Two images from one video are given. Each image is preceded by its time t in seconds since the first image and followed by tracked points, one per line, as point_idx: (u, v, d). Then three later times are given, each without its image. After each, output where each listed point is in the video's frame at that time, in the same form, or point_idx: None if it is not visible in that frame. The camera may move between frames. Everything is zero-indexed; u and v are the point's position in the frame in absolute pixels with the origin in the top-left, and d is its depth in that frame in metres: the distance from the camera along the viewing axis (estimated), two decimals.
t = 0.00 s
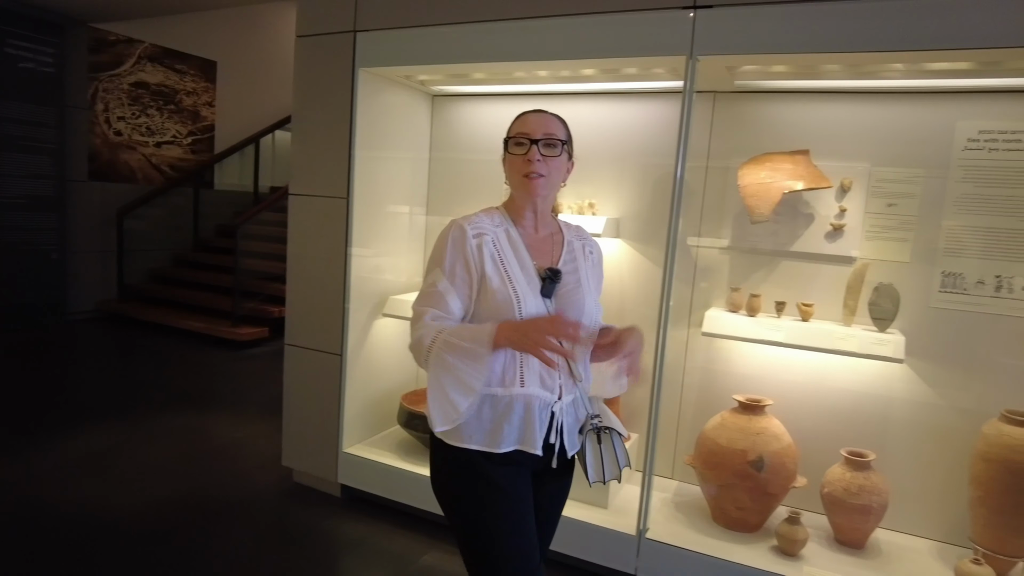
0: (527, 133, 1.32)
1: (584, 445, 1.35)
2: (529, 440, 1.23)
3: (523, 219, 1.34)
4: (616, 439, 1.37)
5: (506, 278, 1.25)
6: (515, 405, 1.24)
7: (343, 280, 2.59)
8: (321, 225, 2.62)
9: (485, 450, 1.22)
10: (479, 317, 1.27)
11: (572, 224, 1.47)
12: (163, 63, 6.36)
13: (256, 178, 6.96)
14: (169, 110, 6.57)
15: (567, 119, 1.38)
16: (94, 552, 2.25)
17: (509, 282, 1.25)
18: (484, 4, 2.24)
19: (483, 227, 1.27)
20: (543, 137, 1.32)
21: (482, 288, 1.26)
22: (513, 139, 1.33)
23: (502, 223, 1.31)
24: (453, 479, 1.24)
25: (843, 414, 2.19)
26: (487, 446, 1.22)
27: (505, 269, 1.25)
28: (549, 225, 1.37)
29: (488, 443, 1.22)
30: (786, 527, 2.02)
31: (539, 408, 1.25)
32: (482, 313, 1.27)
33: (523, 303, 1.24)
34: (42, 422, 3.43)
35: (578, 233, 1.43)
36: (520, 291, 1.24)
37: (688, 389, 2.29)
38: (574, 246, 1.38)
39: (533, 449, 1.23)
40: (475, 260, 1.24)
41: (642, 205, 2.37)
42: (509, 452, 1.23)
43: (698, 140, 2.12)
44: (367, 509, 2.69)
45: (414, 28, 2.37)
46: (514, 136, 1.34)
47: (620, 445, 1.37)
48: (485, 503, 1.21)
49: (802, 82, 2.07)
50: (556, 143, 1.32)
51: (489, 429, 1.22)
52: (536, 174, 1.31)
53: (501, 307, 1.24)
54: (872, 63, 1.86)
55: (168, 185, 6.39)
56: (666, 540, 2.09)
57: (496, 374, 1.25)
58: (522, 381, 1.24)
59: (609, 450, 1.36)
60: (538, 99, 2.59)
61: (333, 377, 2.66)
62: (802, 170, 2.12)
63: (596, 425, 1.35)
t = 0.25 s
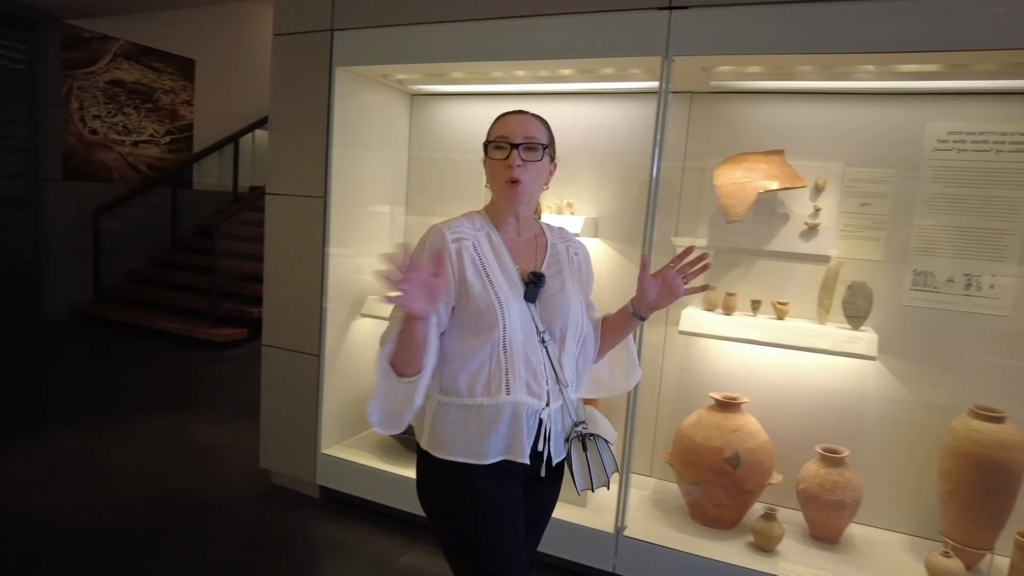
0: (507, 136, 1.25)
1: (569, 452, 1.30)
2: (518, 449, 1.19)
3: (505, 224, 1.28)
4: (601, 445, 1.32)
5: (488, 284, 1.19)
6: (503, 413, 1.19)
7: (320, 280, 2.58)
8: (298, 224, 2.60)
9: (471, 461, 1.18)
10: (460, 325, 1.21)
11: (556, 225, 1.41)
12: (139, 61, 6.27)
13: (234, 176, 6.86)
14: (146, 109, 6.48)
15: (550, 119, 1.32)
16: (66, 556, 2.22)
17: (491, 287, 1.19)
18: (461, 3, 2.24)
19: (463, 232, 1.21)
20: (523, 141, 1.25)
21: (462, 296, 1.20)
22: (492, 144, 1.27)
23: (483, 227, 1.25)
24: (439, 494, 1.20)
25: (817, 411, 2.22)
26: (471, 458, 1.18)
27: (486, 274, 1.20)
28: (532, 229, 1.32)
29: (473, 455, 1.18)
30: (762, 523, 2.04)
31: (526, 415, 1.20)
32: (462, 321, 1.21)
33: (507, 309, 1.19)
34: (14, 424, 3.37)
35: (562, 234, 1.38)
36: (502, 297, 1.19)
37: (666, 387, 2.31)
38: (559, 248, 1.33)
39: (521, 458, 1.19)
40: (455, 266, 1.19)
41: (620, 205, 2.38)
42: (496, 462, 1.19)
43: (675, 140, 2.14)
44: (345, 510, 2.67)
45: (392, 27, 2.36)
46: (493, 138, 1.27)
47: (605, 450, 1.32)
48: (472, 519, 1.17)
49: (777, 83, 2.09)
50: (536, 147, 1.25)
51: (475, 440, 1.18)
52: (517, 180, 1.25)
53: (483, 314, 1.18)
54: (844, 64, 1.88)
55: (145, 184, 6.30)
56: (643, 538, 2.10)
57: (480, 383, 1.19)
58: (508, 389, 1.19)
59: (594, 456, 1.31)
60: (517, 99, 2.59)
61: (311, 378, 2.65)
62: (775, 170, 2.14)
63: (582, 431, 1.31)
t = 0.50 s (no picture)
0: (493, 143, 1.24)
1: (564, 463, 1.30)
2: (512, 459, 1.18)
3: (493, 228, 1.27)
4: (594, 453, 1.31)
5: (478, 289, 1.18)
6: (496, 422, 1.17)
7: (298, 280, 2.56)
8: (276, 224, 2.58)
9: (466, 473, 1.17)
10: (450, 332, 1.20)
11: (545, 230, 1.41)
12: (115, 58, 6.18)
13: (214, 177, 6.90)
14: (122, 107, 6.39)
15: (537, 125, 1.31)
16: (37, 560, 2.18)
17: (481, 292, 1.18)
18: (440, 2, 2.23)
19: (450, 237, 1.21)
20: (510, 149, 1.24)
21: (452, 301, 1.19)
22: (477, 151, 1.25)
23: (471, 232, 1.24)
24: (431, 509, 1.19)
25: (792, 408, 2.25)
26: (465, 470, 1.17)
27: (475, 279, 1.19)
28: (521, 233, 1.31)
29: (466, 466, 1.17)
30: (739, 520, 2.06)
31: (520, 423, 1.18)
32: (452, 327, 1.20)
33: (498, 315, 1.18)
34: None
35: (552, 240, 1.38)
36: (493, 301, 1.18)
37: (644, 385, 2.33)
38: (548, 253, 1.32)
39: (517, 467, 1.17)
40: (443, 271, 1.18)
41: (598, 204, 2.39)
42: (490, 473, 1.18)
43: (652, 141, 2.16)
44: (324, 512, 2.65)
45: (370, 26, 2.35)
46: (480, 146, 1.26)
47: (598, 459, 1.32)
48: (465, 534, 1.16)
49: (753, 84, 2.11)
50: (523, 154, 1.24)
51: (468, 450, 1.17)
52: (505, 188, 1.24)
53: (474, 320, 1.17)
54: (819, 65, 1.91)
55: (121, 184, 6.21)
56: (622, 536, 2.11)
57: (472, 391, 1.18)
58: (502, 397, 1.17)
59: (588, 466, 1.31)
60: (496, 98, 2.59)
61: (289, 378, 2.63)
62: (752, 169, 2.16)
63: (575, 440, 1.30)
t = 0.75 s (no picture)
0: (484, 137, 1.24)
1: (567, 467, 1.31)
2: (513, 466, 1.18)
3: (487, 226, 1.28)
4: (598, 455, 1.35)
5: (477, 289, 1.18)
6: (497, 428, 1.17)
7: (270, 281, 2.53)
8: (247, 225, 2.55)
9: (466, 482, 1.17)
10: (448, 334, 1.19)
11: (536, 229, 1.41)
12: (81, 54, 6.04)
13: (185, 177, 6.76)
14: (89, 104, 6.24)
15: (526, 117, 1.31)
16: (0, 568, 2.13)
17: (480, 293, 1.18)
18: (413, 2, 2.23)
19: (446, 236, 1.20)
20: (501, 142, 1.23)
21: (450, 302, 1.18)
22: (468, 145, 1.25)
23: (466, 231, 1.24)
24: (429, 517, 1.18)
25: (763, 406, 2.28)
26: (467, 481, 1.17)
27: (474, 279, 1.19)
28: (514, 231, 1.32)
29: (468, 475, 1.17)
30: (711, 517, 2.08)
31: (522, 428, 1.18)
32: (450, 329, 1.19)
33: (498, 316, 1.17)
34: None
35: (544, 238, 1.39)
36: (493, 302, 1.18)
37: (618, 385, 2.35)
38: (542, 253, 1.33)
39: (520, 474, 1.18)
40: (440, 272, 1.18)
41: (573, 205, 2.40)
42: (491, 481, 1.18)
43: (624, 142, 2.19)
44: (299, 515, 2.63)
45: (342, 25, 2.34)
46: (470, 140, 1.25)
47: (601, 460, 1.35)
48: (465, 542, 1.16)
49: (724, 86, 2.14)
50: (515, 146, 1.24)
51: (469, 458, 1.17)
52: (498, 182, 1.23)
53: (475, 321, 1.17)
54: (787, 69, 1.94)
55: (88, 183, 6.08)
56: (597, 534, 2.12)
57: (472, 396, 1.17)
58: (503, 402, 1.17)
59: (591, 467, 1.34)
60: (470, 98, 2.58)
61: (262, 381, 2.60)
62: (723, 172, 2.19)
63: (577, 443, 1.31)
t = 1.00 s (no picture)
0: (480, 139, 1.21)
1: (569, 478, 1.29)
2: (512, 480, 1.18)
3: (486, 230, 1.26)
4: (602, 467, 1.31)
5: (476, 296, 1.16)
6: (494, 440, 1.17)
7: (245, 282, 2.50)
8: (222, 225, 2.51)
9: (461, 494, 1.17)
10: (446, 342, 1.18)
11: (537, 229, 1.39)
12: (48, 50, 5.91)
13: (158, 177, 6.65)
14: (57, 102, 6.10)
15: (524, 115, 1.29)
16: None
17: (478, 300, 1.16)
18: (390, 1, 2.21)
19: (443, 240, 1.18)
20: (498, 143, 1.21)
21: (447, 309, 1.16)
22: (464, 147, 1.23)
23: (463, 234, 1.22)
24: (421, 524, 1.18)
25: (740, 404, 2.31)
26: (463, 493, 1.17)
27: (472, 286, 1.17)
28: (514, 233, 1.29)
29: (464, 488, 1.16)
30: (690, 515, 2.10)
31: (519, 439, 1.18)
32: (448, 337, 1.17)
33: (497, 324, 1.16)
34: None
35: (546, 239, 1.36)
36: (491, 309, 1.16)
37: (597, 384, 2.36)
38: (543, 254, 1.31)
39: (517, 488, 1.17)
40: (437, 279, 1.16)
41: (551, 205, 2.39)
42: (488, 494, 1.18)
43: (602, 142, 2.20)
44: (276, 519, 2.60)
45: (318, 23, 2.31)
46: (465, 142, 1.23)
47: (606, 472, 1.31)
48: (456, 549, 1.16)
49: (701, 88, 2.16)
50: (512, 148, 1.21)
51: (466, 469, 1.16)
52: (495, 185, 1.21)
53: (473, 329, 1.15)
54: (763, 71, 1.96)
55: (57, 182, 5.94)
56: (576, 534, 2.13)
57: (469, 407, 1.17)
58: (501, 412, 1.16)
59: (594, 479, 1.30)
60: (449, 98, 2.57)
61: (237, 383, 2.56)
62: (700, 172, 2.23)
63: (580, 454, 1.29)
